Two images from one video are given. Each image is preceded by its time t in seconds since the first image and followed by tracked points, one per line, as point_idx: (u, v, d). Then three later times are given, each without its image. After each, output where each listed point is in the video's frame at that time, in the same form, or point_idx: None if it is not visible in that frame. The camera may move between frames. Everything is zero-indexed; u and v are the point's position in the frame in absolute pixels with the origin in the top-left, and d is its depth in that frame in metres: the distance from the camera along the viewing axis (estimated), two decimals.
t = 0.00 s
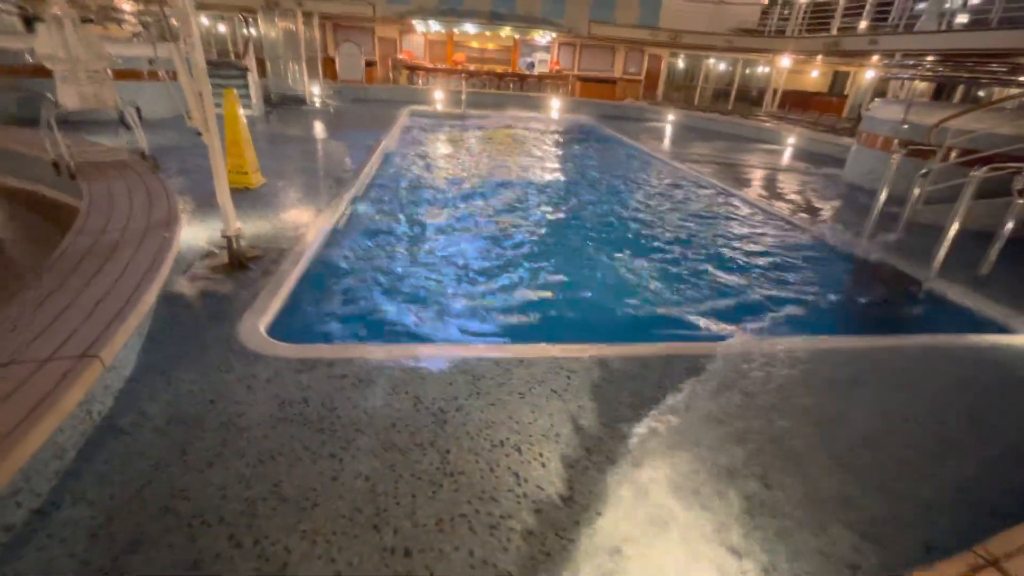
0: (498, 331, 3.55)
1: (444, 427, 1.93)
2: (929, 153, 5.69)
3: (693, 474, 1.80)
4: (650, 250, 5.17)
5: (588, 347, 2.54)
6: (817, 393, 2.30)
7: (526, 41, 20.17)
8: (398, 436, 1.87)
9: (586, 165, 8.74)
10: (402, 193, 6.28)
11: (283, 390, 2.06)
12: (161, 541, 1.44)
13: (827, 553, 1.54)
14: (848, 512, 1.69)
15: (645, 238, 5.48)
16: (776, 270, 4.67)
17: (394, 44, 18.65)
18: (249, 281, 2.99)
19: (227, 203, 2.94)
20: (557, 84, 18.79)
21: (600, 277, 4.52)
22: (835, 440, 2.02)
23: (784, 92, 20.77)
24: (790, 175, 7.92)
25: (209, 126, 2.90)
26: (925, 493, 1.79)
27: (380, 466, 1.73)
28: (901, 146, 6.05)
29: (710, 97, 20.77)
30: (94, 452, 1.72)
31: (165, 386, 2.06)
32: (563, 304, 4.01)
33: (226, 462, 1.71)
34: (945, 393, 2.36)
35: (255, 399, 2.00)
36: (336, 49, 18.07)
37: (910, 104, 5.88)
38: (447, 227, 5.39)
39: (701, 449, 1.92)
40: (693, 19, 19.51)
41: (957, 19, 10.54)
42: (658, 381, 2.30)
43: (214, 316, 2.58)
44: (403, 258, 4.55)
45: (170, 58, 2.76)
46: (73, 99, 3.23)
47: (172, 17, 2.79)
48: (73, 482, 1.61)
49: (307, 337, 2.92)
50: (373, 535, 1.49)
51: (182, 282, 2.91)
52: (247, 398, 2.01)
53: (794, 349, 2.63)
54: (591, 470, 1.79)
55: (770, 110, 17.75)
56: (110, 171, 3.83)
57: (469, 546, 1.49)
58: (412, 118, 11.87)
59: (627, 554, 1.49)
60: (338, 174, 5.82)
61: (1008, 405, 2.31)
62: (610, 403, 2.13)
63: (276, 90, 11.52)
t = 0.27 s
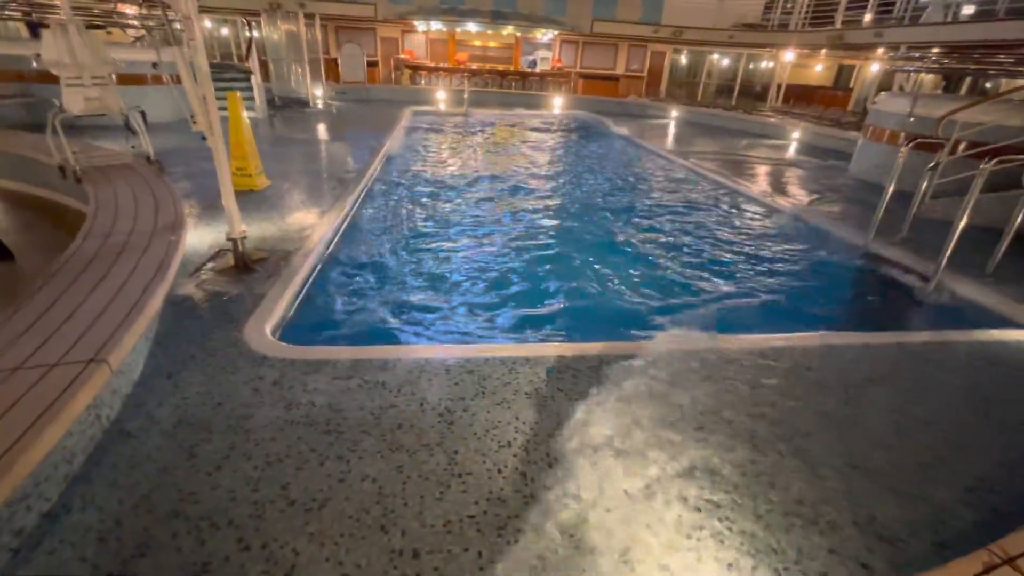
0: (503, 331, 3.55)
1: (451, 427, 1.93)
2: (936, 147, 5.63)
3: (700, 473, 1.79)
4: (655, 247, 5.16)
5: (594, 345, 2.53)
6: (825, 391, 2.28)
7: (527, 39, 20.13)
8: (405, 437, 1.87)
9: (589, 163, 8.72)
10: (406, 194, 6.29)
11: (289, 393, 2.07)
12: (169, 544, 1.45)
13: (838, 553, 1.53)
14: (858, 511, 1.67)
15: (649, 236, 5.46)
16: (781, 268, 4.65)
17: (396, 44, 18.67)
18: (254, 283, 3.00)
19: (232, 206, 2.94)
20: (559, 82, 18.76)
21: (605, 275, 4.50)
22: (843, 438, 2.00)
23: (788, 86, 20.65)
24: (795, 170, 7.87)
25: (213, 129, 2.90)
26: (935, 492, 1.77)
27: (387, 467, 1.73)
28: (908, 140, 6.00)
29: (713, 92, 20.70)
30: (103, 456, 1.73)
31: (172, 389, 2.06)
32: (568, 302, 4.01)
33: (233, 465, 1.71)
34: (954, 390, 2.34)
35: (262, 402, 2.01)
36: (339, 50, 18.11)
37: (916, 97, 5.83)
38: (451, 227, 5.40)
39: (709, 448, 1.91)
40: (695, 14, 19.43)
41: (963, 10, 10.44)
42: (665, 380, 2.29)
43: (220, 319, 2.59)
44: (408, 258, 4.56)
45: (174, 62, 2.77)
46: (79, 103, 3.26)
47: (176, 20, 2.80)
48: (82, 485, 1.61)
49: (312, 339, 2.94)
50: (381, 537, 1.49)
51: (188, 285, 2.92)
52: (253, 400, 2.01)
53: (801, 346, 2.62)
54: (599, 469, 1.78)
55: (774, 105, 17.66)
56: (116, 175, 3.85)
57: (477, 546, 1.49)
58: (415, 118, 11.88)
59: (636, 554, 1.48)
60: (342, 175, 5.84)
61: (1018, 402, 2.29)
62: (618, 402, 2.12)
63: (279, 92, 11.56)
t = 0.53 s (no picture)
0: (494, 335, 3.54)
1: (442, 433, 1.91)
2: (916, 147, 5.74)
3: (693, 475, 1.79)
4: (644, 249, 5.18)
5: (584, 347, 2.53)
6: (813, 390, 2.30)
7: (513, 42, 20.18)
8: (396, 444, 1.85)
9: (576, 166, 8.75)
10: (394, 198, 6.26)
11: (278, 401, 2.04)
12: (155, 559, 1.41)
13: (830, 552, 1.53)
14: (848, 510, 1.69)
15: (637, 237, 5.50)
16: (768, 269, 4.71)
17: (382, 47, 18.61)
18: (240, 290, 2.95)
19: (217, 212, 2.90)
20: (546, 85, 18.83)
21: (594, 277, 4.52)
22: (832, 437, 2.02)
23: (771, 89, 20.94)
24: (779, 171, 7.97)
25: (196, 134, 2.86)
26: (923, 489, 1.79)
27: (378, 475, 1.71)
28: (888, 140, 6.10)
29: (698, 95, 20.91)
30: (85, 471, 1.69)
31: (156, 401, 2.02)
32: (558, 305, 4.01)
33: (221, 476, 1.68)
34: (938, 388, 2.37)
35: (249, 411, 1.97)
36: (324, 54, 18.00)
37: (895, 99, 5.94)
38: (440, 231, 5.37)
39: (700, 449, 1.91)
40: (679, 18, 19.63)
41: (939, 13, 10.67)
42: (656, 381, 2.29)
43: (205, 328, 2.54)
44: (397, 263, 4.53)
45: (155, 66, 2.72)
46: (57, 108, 3.16)
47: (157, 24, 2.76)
48: (63, 502, 1.57)
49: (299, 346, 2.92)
50: (373, 547, 1.47)
51: (171, 293, 2.87)
52: (240, 410, 1.98)
53: (788, 346, 2.64)
54: (591, 472, 1.78)
55: (757, 107, 17.88)
56: (96, 182, 3.77)
57: (471, 553, 1.47)
58: (402, 122, 11.83)
59: (629, 558, 1.48)
60: (328, 179, 5.79)
61: (1000, 398, 2.33)
62: (609, 404, 2.12)
63: (263, 96, 11.44)
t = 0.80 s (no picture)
0: (492, 341, 3.54)
1: (440, 440, 1.91)
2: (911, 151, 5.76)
3: (691, 481, 1.78)
4: (641, 254, 5.19)
5: (582, 352, 2.53)
6: (811, 395, 2.30)
7: (511, 48, 20.27)
8: (393, 451, 1.84)
9: (574, 171, 8.76)
10: (392, 204, 6.26)
11: (274, 408, 2.03)
12: (150, 569, 1.40)
13: (828, 559, 1.53)
14: (847, 516, 1.68)
15: (634, 241, 5.52)
16: (765, 274, 4.72)
17: (379, 53, 18.70)
18: (236, 296, 2.95)
19: (214, 218, 2.89)
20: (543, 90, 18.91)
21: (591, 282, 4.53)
22: (830, 442, 2.02)
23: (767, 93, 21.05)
24: (775, 175, 8.00)
25: (192, 141, 2.85)
26: (921, 495, 1.79)
27: (375, 483, 1.70)
28: (884, 144, 6.13)
29: (695, 99, 21.01)
30: (80, 480, 1.67)
31: (152, 408, 2.01)
32: (557, 310, 4.01)
33: (217, 485, 1.67)
34: (936, 392, 2.37)
35: (245, 419, 1.96)
36: (322, 60, 18.07)
37: (890, 103, 5.98)
38: (438, 237, 5.37)
39: (699, 455, 1.91)
40: (675, 23, 19.76)
41: (933, 18, 10.75)
42: (654, 386, 2.29)
43: (202, 335, 2.53)
44: (395, 269, 4.53)
45: (151, 73, 2.72)
46: (53, 115, 3.18)
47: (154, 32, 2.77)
48: (57, 511, 1.56)
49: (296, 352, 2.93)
50: (370, 555, 1.46)
51: (168, 300, 2.86)
52: (237, 417, 1.97)
53: (786, 350, 2.64)
54: (590, 478, 1.77)
55: (753, 112, 17.98)
56: (93, 189, 3.76)
57: (468, 561, 1.46)
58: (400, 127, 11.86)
59: (628, 565, 1.47)
60: (326, 185, 5.79)
61: (997, 402, 2.33)
62: (608, 410, 2.12)
63: (261, 102, 11.47)
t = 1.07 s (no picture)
0: (484, 341, 3.54)
1: (431, 442, 1.89)
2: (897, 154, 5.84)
3: (681, 482, 1.79)
4: (632, 255, 5.21)
5: (573, 353, 2.54)
6: (798, 396, 2.32)
7: (503, 49, 20.27)
8: (383, 453, 1.83)
9: (566, 172, 8.77)
10: (383, 205, 6.23)
11: (263, 410, 2.01)
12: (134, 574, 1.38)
13: (816, 560, 1.54)
14: (834, 517, 1.70)
15: (625, 243, 5.55)
16: (756, 276, 4.76)
17: (371, 53, 18.63)
18: (224, 297, 2.91)
19: (202, 218, 2.86)
20: (535, 92, 18.94)
21: (582, 283, 4.54)
22: (818, 444, 2.03)
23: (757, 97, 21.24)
24: (765, 178, 8.07)
25: (180, 140, 2.82)
26: (906, 495, 1.81)
27: (364, 485, 1.69)
28: (871, 148, 6.20)
29: (686, 102, 21.15)
30: (62, 484, 1.64)
31: (137, 411, 1.98)
32: (548, 311, 4.01)
33: (203, 488, 1.65)
34: (920, 394, 2.40)
35: (233, 421, 1.94)
36: (313, 59, 17.97)
37: (877, 107, 6.05)
38: (430, 238, 5.35)
39: (689, 455, 1.92)
40: (667, 26, 19.89)
41: (919, 24, 10.90)
42: (645, 387, 2.30)
43: (189, 336, 2.50)
44: (386, 270, 4.51)
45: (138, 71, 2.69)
46: (38, 113, 3.08)
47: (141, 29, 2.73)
48: (38, 516, 1.53)
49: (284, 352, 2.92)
50: (358, 559, 1.45)
51: (154, 301, 2.82)
52: (224, 420, 1.95)
53: (776, 352, 2.67)
54: (580, 479, 1.77)
55: (744, 114, 18.12)
56: (78, 188, 3.70)
57: (458, 565, 1.45)
58: (391, 127, 11.81)
59: (618, 567, 1.47)
60: (316, 185, 5.75)
61: (980, 403, 2.37)
62: (599, 411, 2.12)
63: (251, 101, 11.36)
